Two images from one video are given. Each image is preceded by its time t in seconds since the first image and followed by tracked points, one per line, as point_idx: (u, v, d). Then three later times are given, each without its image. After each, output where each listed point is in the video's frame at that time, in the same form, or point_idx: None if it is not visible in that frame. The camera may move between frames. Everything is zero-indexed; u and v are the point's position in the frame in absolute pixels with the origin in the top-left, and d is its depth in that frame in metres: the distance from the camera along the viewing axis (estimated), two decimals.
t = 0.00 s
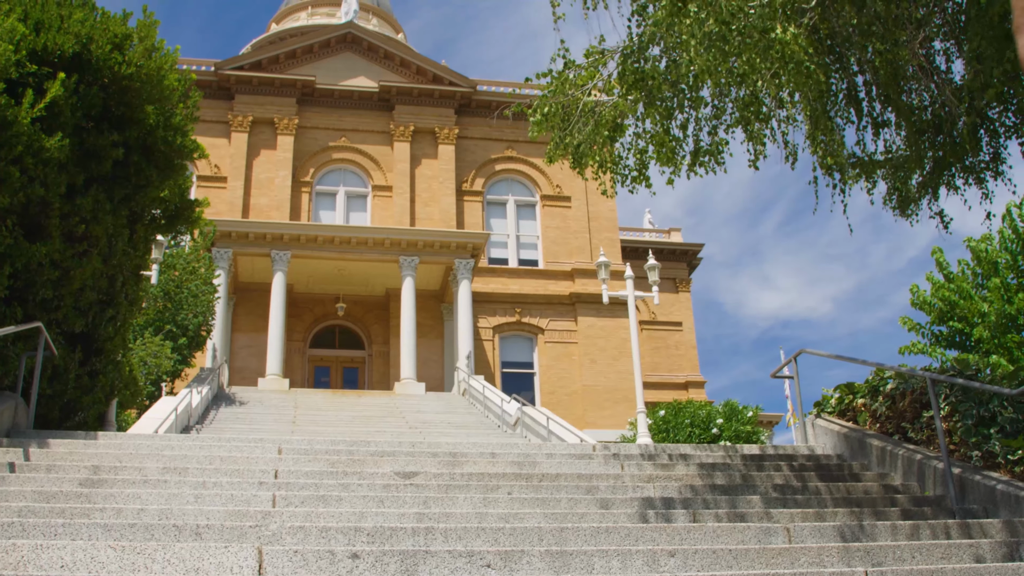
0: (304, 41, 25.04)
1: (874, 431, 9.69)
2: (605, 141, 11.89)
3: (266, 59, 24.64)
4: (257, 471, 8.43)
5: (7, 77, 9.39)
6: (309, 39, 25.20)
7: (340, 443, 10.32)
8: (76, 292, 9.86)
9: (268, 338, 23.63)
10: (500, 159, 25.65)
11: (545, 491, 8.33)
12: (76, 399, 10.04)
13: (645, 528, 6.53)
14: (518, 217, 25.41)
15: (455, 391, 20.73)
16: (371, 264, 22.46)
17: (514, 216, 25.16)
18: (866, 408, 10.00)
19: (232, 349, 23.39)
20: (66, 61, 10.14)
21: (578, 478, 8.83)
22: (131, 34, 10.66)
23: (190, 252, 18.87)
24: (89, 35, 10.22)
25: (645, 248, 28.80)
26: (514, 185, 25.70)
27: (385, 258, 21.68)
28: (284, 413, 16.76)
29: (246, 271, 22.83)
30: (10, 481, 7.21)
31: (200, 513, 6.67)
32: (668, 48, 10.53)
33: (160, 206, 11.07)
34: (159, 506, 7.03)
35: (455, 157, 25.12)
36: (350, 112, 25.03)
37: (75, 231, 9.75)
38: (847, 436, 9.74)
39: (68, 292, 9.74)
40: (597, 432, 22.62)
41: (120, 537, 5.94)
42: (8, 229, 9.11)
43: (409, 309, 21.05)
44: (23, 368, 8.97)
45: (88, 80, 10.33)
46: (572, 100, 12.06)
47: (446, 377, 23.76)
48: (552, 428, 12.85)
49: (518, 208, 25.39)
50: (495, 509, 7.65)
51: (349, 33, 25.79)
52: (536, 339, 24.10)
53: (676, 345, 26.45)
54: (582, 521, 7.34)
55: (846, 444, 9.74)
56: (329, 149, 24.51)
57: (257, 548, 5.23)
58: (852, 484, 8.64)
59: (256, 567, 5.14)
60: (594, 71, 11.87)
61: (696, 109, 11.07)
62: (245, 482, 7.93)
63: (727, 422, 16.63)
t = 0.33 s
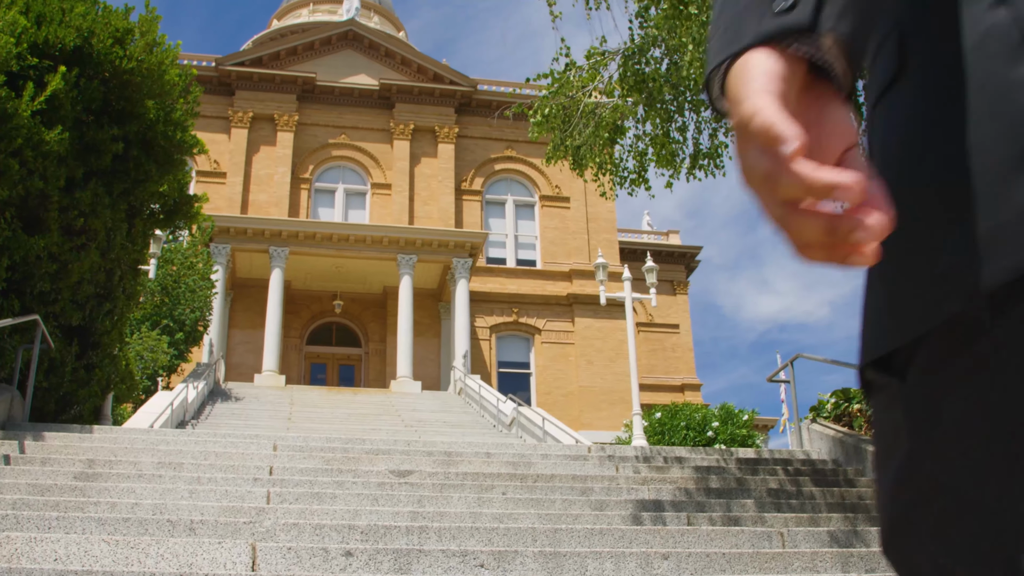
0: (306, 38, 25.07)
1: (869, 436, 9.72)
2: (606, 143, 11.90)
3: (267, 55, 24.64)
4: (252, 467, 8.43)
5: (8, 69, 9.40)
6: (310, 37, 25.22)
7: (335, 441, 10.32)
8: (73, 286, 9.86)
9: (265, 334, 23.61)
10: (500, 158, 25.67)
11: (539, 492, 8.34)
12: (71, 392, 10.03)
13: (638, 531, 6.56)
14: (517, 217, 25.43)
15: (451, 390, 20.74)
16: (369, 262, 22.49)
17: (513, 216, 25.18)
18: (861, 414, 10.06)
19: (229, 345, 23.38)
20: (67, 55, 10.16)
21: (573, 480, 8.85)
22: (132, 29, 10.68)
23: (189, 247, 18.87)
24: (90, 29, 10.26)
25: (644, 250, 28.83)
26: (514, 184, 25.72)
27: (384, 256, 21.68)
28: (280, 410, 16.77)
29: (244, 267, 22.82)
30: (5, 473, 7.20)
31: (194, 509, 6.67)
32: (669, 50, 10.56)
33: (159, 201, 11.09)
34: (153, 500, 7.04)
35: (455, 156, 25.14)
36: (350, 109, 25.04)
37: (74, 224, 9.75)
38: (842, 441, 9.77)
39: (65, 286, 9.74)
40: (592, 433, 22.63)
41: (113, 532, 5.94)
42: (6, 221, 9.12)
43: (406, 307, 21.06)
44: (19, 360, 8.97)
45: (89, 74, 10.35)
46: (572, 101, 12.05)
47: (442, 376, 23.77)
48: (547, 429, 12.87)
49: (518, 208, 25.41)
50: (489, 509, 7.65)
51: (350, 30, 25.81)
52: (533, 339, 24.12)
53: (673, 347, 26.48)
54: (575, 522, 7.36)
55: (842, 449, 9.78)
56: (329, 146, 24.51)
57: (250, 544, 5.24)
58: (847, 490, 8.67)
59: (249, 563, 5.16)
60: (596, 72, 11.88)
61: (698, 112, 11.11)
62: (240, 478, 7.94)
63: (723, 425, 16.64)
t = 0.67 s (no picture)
0: (320, 35, 25.13)
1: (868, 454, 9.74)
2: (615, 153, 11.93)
3: (281, 50, 24.67)
4: (252, 461, 8.47)
5: (24, 56, 9.41)
6: (324, 34, 25.29)
7: (336, 438, 10.33)
8: (80, 274, 9.89)
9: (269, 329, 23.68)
10: (510, 162, 25.72)
11: (538, 497, 8.36)
12: (75, 380, 10.05)
13: (636, 539, 6.58)
14: (524, 221, 25.48)
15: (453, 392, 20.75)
16: (375, 261, 22.55)
17: (521, 220, 25.22)
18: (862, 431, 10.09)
19: (233, 338, 23.44)
20: (83, 45, 10.19)
21: (572, 486, 8.87)
22: (148, 20, 10.73)
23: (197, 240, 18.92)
24: (106, 19, 10.30)
25: (650, 258, 28.86)
26: (523, 188, 25.76)
27: (390, 255, 21.73)
28: (282, 406, 16.82)
29: (251, 261, 22.90)
30: (6, 459, 7.23)
31: (193, 501, 6.70)
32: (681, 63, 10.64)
33: (169, 193, 11.16)
34: (152, 491, 7.07)
35: (465, 158, 25.20)
36: (363, 108, 25.12)
37: (83, 213, 9.78)
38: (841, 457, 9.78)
39: (72, 274, 9.77)
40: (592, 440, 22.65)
41: (112, 521, 5.96)
42: (16, 207, 9.14)
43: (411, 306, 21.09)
44: (24, 347, 8.99)
45: (103, 64, 10.38)
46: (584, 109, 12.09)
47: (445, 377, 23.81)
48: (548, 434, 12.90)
49: (526, 212, 25.46)
50: (487, 512, 7.67)
51: (365, 29, 25.87)
52: (536, 343, 24.16)
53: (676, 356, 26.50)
54: (573, 528, 7.37)
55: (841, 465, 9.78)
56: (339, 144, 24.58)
57: (248, 539, 5.27)
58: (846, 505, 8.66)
59: (246, 558, 5.17)
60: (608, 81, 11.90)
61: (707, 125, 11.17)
62: (240, 472, 7.96)
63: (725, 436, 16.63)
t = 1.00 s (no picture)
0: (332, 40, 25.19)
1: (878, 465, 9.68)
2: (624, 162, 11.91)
3: (293, 54, 24.72)
4: (259, 465, 8.46)
5: (38, 57, 9.44)
6: (337, 38, 25.34)
7: (343, 443, 10.33)
8: (90, 275, 9.91)
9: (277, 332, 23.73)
10: (520, 169, 25.74)
11: (544, 504, 8.35)
12: (83, 381, 10.07)
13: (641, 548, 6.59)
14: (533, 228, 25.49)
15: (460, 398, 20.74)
16: (383, 266, 22.58)
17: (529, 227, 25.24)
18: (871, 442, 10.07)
19: (241, 341, 23.47)
20: (96, 47, 10.22)
21: (578, 494, 8.85)
22: (162, 23, 10.78)
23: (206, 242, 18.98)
24: (121, 22, 10.33)
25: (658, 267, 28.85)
26: (532, 196, 25.79)
27: (398, 261, 21.77)
28: (289, 410, 16.83)
29: (260, 265, 22.95)
30: (14, 459, 7.24)
31: (199, 504, 6.69)
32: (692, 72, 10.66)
33: (179, 195, 11.19)
34: (159, 493, 7.07)
35: (475, 164, 25.25)
36: (374, 113, 25.17)
37: (94, 215, 9.80)
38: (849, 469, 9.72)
39: (83, 275, 9.79)
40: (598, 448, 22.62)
41: (118, 523, 5.96)
42: (28, 207, 9.13)
43: (419, 311, 21.12)
44: (33, 347, 9.03)
45: (116, 66, 10.42)
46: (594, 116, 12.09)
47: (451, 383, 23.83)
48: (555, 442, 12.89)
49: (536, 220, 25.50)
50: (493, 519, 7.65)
51: (377, 35, 25.94)
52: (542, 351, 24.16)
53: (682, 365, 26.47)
54: (579, 537, 7.35)
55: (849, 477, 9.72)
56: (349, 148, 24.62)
57: (254, 543, 5.25)
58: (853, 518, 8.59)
59: (252, 562, 5.14)
60: (619, 88, 11.88)
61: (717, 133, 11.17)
62: (246, 476, 7.96)
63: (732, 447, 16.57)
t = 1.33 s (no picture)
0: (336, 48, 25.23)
1: (884, 472, 9.64)
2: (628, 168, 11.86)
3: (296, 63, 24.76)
4: (263, 473, 8.45)
5: (43, 66, 9.45)
6: (340, 47, 25.37)
7: (347, 451, 10.30)
8: (95, 284, 9.91)
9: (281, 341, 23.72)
10: (523, 177, 25.77)
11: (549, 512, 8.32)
12: (87, 390, 10.07)
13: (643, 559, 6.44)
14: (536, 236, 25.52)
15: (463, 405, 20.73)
16: (387, 274, 22.62)
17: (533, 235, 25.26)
18: (876, 449, 10.00)
19: (245, 349, 23.46)
20: (100, 56, 10.21)
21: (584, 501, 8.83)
22: (166, 32, 10.81)
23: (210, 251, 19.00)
24: (124, 31, 10.29)
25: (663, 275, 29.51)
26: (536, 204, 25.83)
27: (402, 268, 21.78)
28: (294, 418, 16.83)
29: (264, 273, 22.97)
30: (19, 468, 7.23)
31: (204, 512, 6.67)
32: (697, 77, 10.64)
33: (183, 204, 11.21)
34: (163, 502, 7.05)
35: (478, 172, 25.28)
36: (377, 121, 25.20)
37: (98, 223, 9.81)
38: (856, 476, 9.68)
39: (87, 284, 9.77)
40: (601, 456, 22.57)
41: (123, 531, 5.94)
42: (33, 216, 9.10)
43: (423, 319, 21.13)
44: (38, 356, 9.02)
45: (120, 75, 10.42)
46: (598, 122, 12.06)
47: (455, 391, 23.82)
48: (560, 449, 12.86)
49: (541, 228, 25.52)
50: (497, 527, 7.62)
51: (380, 43, 26.01)
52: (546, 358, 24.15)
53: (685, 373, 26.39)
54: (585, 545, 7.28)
55: (856, 484, 9.67)
56: (353, 157, 24.67)
57: (259, 551, 5.20)
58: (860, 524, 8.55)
59: (257, 570, 5.11)
60: (623, 95, 11.85)
61: (722, 139, 11.15)
62: (251, 484, 7.95)
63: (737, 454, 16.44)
